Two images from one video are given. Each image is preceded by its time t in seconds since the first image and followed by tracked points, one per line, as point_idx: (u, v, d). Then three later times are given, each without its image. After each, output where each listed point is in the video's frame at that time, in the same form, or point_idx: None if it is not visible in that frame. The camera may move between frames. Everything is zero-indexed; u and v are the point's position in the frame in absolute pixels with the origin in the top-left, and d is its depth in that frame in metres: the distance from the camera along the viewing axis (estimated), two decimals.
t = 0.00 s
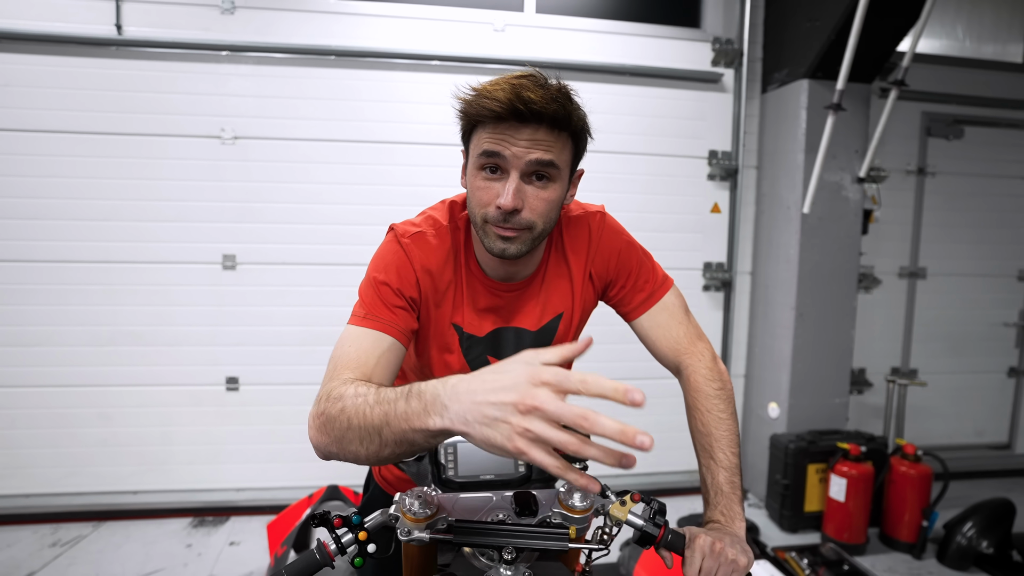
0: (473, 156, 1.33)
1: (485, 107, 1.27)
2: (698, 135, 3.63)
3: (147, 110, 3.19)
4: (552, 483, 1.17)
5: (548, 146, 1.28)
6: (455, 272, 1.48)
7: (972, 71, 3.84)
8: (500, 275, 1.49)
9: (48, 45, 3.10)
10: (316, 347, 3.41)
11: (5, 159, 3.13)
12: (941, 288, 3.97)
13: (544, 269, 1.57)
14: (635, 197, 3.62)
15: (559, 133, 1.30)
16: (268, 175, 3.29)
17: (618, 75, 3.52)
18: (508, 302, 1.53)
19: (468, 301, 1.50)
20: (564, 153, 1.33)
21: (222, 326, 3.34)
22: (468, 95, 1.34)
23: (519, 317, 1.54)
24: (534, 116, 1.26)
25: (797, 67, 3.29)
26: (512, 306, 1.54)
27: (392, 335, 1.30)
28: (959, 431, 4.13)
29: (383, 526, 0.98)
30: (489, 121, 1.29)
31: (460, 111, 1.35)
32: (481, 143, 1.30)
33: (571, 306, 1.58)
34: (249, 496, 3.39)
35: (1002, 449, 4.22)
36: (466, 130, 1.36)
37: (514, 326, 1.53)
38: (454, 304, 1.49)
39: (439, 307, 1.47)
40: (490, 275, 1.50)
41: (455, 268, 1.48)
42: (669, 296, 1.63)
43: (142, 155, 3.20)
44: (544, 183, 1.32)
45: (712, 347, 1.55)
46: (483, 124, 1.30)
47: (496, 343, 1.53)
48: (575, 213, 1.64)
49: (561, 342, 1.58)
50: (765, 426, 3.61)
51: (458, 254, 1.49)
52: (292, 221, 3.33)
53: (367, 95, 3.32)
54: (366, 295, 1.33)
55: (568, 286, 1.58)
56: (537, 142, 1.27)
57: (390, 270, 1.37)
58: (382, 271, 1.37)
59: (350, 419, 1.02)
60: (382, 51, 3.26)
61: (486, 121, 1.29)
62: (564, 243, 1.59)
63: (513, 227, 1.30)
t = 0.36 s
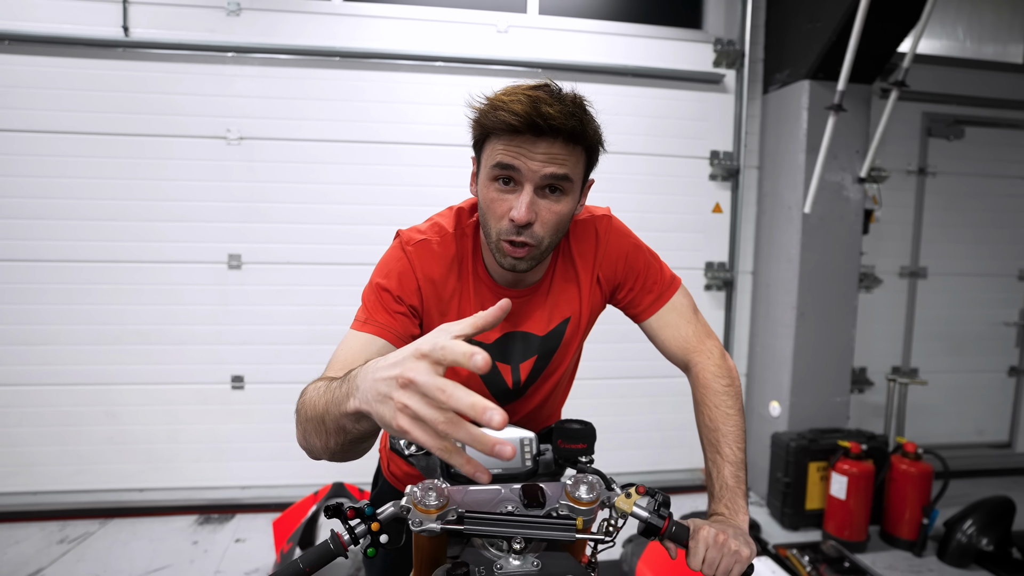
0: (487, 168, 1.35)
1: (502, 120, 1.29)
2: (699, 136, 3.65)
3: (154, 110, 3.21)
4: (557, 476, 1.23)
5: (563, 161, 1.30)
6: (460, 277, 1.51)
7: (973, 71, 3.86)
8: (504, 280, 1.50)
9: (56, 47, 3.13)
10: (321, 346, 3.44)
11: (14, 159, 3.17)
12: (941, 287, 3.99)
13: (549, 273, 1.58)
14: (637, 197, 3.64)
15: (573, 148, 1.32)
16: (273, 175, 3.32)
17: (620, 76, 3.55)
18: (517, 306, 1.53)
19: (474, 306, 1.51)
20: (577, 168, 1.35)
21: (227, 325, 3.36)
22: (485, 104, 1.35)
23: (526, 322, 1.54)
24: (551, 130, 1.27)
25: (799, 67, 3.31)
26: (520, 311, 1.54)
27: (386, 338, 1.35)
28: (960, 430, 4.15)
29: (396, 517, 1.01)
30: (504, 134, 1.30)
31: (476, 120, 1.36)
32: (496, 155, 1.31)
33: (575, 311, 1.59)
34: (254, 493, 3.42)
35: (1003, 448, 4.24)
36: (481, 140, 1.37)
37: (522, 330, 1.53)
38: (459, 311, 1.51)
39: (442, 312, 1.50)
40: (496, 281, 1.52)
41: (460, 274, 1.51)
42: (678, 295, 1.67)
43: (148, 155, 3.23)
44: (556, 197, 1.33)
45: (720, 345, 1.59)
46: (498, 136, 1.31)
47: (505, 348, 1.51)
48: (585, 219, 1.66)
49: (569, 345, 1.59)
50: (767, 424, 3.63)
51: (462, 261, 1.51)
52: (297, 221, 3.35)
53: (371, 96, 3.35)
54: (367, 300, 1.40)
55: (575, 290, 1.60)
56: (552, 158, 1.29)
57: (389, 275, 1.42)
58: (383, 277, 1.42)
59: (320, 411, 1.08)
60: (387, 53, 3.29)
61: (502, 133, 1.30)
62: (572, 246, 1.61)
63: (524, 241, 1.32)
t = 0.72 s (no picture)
0: (494, 175, 1.35)
1: (511, 129, 1.28)
2: (700, 135, 3.67)
3: (158, 110, 3.23)
4: (563, 470, 1.24)
5: (571, 168, 1.31)
6: (456, 285, 1.52)
7: (973, 71, 3.88)
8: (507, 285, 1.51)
9: (60, 46, 3.14)
10: (324, 344, 3.46)
11: (18, 158, 3.18)
12: (941, 286, 4.01)
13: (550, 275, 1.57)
14: (639, 196, 3.66)
15: (581, 156, 1.34)
16: (276, 174, 3.33)
17: (621, 75, 3.56)
18: (518, 308, 1.54)
19: (472, 310, 1.52)
20: (583, 174, 1.37)
21: (231, 323, 3.38)
22: (490, 112, 1.34)
23: (526, 324, 1.55)
24: (561, 140, 1.28)
25: (799, 67, 3.32)
26: (520, 313, 1.54)
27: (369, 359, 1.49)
28: (959, 428, 4.17)
29: (405, 510, 1.03)
30: (514, 143, 1.30)
31: (482, 128, 1.36)
32: (505, 164, 1.31)
33: (577, 312, 1.59)
34: (257, 491, 3.44)
35: (1002, 446, 4.26)
36: (487, 147, 1.36)
37: (523, 332, 1.55)
38: (455, 318, 1.53)
39: (437, 321, 1.53)
40: (494, 284, 1.52)
41: (454, 281, 1.52)
42: (685, 292, 1.69)
43: (152, 155, 3.25)
44: (564, 204, 1.35)
45: (726, 341, 1.62)
46: (507, 144, 1.31)
47: (506, 348, 1.54)
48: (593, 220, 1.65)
49: (571, 345, 1.59)
50: (768, 423, 3.64)
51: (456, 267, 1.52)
52: (300, 219, 3.37)
53: (373, 95, 3.36)
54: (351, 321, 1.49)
55: (576, 291, 1.60)
56: (561, 167, 1.30)
57: (373, 295, 1.49)
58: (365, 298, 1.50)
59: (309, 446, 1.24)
60: (389, 52, 3.31)
61: (511, 142, 1.30)
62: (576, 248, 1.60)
63: (534, 247, 1.34)
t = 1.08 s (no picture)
0: (509, 181, 1.33)
1: (530, 138, 1.26)
2: (702, 135, 3.68)
3: (160, 110, 3.24)
4: (567, 468, 1.26)
5: (586, 173, 1.31)
6: (460, 284, 1.53)
7: (973, 71, 3.89)
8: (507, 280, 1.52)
9: (63, 47, 3.15)
10: (326, 343, 3.46)
11: (22, 158, 3.19)
12: (941, 286, 4.02)
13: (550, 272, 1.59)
14: (640, 196, 3.66)
15: (594, 162, 1.34)
16: (278, 174, 3.34)
17: (622, 76, 3.57)
18: (519, 305, 1.56)
19: (474, 307, 1.53)
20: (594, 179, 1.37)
21: (233, 323, 3.39)
22: (504, 118, 1.30)
23: (527, 320, 1.58)
24: (580, 149, 1.28)
25: (800, 67, 3.34)
26: (521, 310, 1.56)
27: (376, 364, 1.46)
28: (959, 428, 4.18)
29: (412, 508, 1.05)
30: (532, 151, 1.28)
31: (495, 133, 1.31)
32: (524, 172, 1.30)
33: (575, 309, 1.62)
34: (259, 490, 3.45)
35: (1002, 445, 4.27)
36: (500, 152, 1.33)
37: (523, 328, 1.57)
38: (458, 315, 1.53)
39: (441, 319, 1.53)
40: (497, 282, 1.53)
41: (458, 279, 1.52)
42: (671, 291, 1.69)
43: (155, 155, 3.26)
44: (577, 207, 1.36)
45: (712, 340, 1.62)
46: (524, 152, 1.29)
47: (506, 342, 1.56)
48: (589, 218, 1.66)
49: (571, 341, 1.61)
50: (768, 422, 3.65)
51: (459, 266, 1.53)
52: (302, 219, 3.38)
53: (375, 96, 3.37)
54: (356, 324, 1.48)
55: (575, 287, 1.62)
56: (578, 175, 1.30)
57: (377, 296, 1.48)
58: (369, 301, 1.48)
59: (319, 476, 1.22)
60: (391, 53, 3.32)
61: (529, 149, 1.28)
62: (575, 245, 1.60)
63: (550, 252, 1.35)
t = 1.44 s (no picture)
0: (550, 174, 1.33)
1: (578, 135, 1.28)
2: (702, 135, 3.69)
3: (161, 110, 3.24)
4: (570, 466, 1.27)
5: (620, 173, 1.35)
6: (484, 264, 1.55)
7: (973, 71, 3.89)
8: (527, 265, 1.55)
9: (64, 47, 3.15)
10: (327, 343, 3.46)
11: (24, 159, 3.19)
12: (941, 285, 4.03)
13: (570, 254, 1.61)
14: (640, 196, 3.67)
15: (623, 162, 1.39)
16: (278, 175, 3.35)
17: (622, 76, 3.58)
18: (536, 289, 1.58)
19: (498, 285, 1.55)
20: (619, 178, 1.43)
21: (234, 323, 3.39)
22: (547, 117, 1.32)
23: (541, 303, 1.60)
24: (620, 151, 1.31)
25: (799, 67, 3.34)
26: (536, 293, 1.59)
27: (404, 332, 1.46)
28: (959, 427, 4.19)
29: (416, 506, 1.03)
30: (579, 147, 1.30)
31: (539, 129, 1.32)
32: (568, 167, 1.31)
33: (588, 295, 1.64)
34: (260, 490, 3.45)
35: (1001, 444, 4.28)
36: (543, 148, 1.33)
37: (536, 311, 1.59)
38: (481, 293, 1.55)
39: (466, 296, 1.54)
40: (519, 264, 1.56)
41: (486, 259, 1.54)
42: (666, 294, 1.70)
43: (156, 155, 3.26)
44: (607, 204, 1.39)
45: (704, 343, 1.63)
46: (566, 149, 1.30)
47: (520, 323, 1.58)
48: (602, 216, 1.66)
49: (580, 327, 1.63)
50: (768, 422, 3.65)
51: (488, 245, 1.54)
52: (303, 219, 3.38)
53: (375, 96, 3.38)
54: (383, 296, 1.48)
55: (586, 277, 1.64)
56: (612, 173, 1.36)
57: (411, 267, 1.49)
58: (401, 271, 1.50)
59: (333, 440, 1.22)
60: (391, 53, 3.32)
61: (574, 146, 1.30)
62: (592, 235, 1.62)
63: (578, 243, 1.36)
